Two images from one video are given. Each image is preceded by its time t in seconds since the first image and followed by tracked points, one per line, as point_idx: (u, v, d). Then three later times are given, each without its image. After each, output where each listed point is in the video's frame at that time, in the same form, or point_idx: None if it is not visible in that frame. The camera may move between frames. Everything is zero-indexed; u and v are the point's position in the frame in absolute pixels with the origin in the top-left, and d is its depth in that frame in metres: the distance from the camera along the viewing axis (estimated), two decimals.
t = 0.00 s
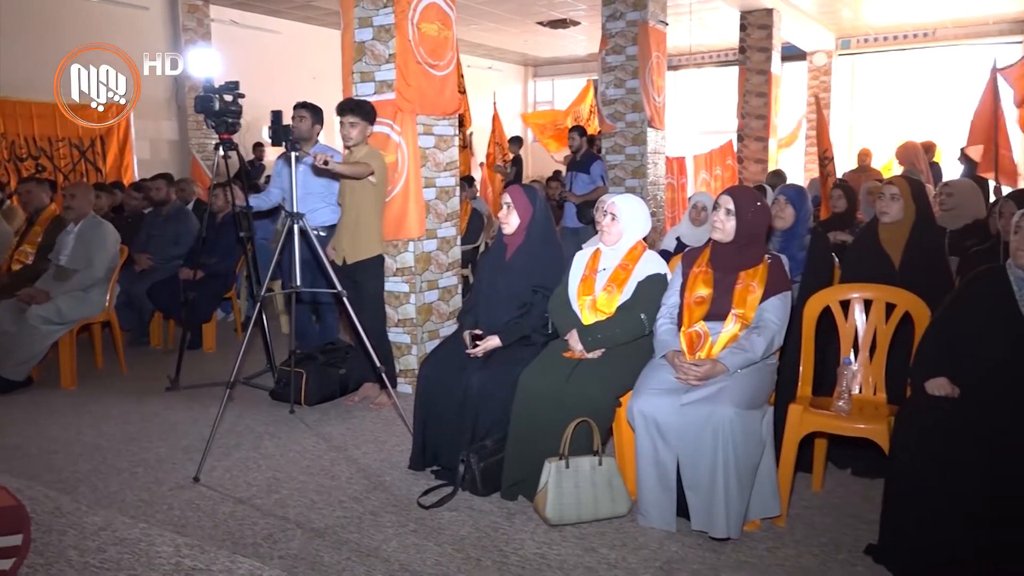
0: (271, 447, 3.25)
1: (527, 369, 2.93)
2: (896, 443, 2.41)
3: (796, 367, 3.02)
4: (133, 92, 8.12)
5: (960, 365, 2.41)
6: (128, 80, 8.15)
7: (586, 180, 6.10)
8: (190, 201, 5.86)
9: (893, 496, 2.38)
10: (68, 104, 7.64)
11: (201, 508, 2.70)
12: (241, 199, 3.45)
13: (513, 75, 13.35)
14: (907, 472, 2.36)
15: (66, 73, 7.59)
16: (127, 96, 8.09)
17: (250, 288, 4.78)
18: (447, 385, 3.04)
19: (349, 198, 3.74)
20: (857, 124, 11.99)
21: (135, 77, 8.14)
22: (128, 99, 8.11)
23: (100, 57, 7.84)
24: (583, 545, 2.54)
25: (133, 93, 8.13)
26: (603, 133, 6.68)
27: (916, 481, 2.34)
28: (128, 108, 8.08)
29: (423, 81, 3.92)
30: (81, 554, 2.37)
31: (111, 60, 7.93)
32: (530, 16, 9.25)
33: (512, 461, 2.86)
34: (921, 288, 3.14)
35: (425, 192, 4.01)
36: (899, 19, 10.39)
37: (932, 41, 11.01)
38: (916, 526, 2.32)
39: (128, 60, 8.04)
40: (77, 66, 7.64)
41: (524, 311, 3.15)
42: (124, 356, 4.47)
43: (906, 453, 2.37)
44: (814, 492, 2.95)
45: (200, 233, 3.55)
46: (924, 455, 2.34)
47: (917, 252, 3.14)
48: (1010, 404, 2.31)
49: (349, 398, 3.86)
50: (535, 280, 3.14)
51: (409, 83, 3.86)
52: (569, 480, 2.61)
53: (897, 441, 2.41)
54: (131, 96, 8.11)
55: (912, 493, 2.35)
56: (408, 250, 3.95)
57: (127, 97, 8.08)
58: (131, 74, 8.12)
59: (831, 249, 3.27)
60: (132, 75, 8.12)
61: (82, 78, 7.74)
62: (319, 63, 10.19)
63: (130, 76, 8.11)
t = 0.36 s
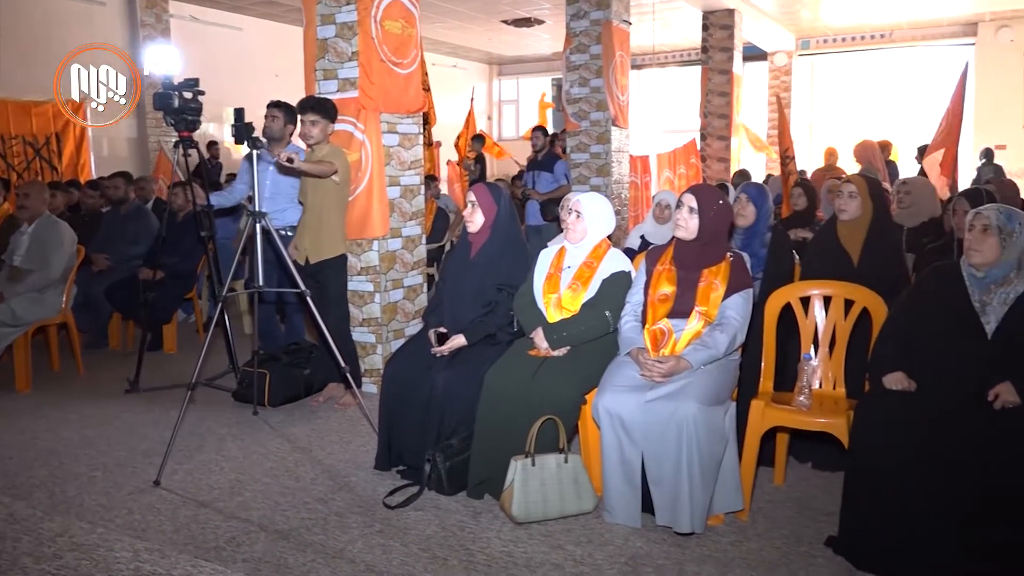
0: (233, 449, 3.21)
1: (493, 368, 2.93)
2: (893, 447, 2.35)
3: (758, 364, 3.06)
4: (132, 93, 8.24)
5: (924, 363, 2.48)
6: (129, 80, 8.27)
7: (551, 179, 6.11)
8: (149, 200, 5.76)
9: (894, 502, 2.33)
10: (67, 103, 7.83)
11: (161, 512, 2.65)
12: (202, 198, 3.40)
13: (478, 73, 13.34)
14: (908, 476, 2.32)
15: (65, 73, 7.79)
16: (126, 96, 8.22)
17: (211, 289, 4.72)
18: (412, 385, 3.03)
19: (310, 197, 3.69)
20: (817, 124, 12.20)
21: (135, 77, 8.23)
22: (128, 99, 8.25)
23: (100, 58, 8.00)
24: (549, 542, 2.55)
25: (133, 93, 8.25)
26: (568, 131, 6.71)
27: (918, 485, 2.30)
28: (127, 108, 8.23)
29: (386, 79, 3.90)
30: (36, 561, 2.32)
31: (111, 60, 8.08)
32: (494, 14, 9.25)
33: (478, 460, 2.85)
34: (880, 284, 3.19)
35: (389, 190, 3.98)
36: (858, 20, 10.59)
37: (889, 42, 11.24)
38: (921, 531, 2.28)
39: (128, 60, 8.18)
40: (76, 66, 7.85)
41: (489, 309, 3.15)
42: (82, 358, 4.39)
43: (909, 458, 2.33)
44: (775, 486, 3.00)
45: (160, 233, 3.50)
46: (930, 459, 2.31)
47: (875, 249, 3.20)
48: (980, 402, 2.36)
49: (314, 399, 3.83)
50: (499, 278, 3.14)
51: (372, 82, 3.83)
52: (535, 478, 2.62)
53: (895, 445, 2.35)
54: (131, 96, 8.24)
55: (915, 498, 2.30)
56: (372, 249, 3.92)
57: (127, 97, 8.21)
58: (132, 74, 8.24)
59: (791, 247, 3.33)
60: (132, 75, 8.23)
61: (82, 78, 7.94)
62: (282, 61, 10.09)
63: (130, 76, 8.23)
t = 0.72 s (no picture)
0: (194, 451, 3.16)
1: (457, 365, 2.93)
2: (890, 448, 2.35)
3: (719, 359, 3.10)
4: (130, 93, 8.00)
5: (885, 358, 2.52)
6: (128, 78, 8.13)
7: (514, 176, 6.11)
8: (105, 198, 5.64)
9: (893, 504, 2.32)
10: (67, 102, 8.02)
11: (119, 516, 2.60)
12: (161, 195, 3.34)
13: (442, 71, 13.29)
14: (908, 477, 2.31)
15: (65, 73, 7.94)
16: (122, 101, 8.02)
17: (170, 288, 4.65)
18: (375, 383, 3.02)
19: (274, 194, 3.63)
20: (777, 122, 12.37)
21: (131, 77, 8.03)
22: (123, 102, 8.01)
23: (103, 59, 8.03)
24: (514, 539, 2.55)
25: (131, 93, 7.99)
26: (532, 129, 6.73)
27: (917, 486, 2.30)
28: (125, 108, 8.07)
29: (348, 76, 3.87)
30: None
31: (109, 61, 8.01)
32: (457, 11, 9.22)
33: (442, 457, 2.85)
34: (838, 279, 3.25)
35: (352, 188, 3.95)
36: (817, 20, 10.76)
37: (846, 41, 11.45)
38: (922, 533, 2.28)
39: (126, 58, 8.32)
40: (76, 67, 7.92)
41: (452, 307, 3.14)
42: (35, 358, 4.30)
43: (909, 458, 2.32)
44: (737, 479, 3.04)
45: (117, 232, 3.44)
46: (930, 461, 2.30)
47: (833, 246, 3.26)
48: (932, 395, 2.41)
49: (276, 398, 3.78)
50: (462, 276, 3.13)
51: (334, 78, 3.80)
52: (500, 475, 2.62)
53: (893, 446, 2.35)
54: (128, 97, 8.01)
55: (915, 499, 2.29)
56: (335, 247, 3.90)
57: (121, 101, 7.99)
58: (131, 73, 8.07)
59: (751, 243, 3.37)
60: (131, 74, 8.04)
61: (83, 78, 8.04)
62: (242, 57, 9.96)
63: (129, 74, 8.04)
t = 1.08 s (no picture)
0: (154, 452, 3.11)
1: (422, 362, 2.92)
2: (895, 446, 2.35)
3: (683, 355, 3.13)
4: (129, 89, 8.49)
5: (842, 351, 2.55)
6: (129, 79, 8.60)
7: (480, 171, 6.09)
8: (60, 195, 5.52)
9: (892, 505, 2.32)
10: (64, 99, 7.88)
11: (77, 520, 2.55)
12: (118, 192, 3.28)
13: (406, 67, 13.22)
14: (904, 477, 2.33)
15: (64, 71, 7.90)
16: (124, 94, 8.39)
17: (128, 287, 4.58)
18: (340, 382, 2.99)
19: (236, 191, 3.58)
20: (739, 119, 12.53)
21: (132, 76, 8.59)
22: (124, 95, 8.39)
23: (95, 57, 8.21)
24: (481, 536, 2.56)
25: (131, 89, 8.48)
26: (497, 126, 6.72)
27: (913, 485, 2.32)
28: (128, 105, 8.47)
29: (311, 73, 3.83)
30: None
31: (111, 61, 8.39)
32: (421, 7, 9.17)
33: (408, 455, 2.84)
34: (798, 275, 3.30)
35: (315, 184, 3.91)
36: (778, 19, 10.91)
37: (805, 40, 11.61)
38: (919, 532, 2.30)
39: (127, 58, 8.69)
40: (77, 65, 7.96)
41: (417, 305, 3.13)
42: None
43: (903, 458, 2.34)
44: (701, 473, 3.08)
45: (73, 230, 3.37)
46: (924, 460, 2.33)
47: (794, 242, 3.31)
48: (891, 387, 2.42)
49: (239, 398, 3.74)
50: (427, 273, 3.12)
51: (296, 74, 3.76)
52: (465, 472, 2.62)
53: (895, 444, 2.35)
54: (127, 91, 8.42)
55: (916, 497, 2.31)
56: (298, 245, 3.86)
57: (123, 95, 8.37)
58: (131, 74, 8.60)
59: (713, 239, 3.41)
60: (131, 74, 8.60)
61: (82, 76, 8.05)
62: (201, 51, 9.79)
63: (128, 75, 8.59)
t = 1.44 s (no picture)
0: (112, 456, 3.05)
1: (387, 361, 2.91)
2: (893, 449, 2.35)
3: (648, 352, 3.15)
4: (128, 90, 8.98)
5: (804, 348, 2.58)
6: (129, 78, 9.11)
7: (445, 170, 6.07)
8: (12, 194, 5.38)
9: (883, 505, 2.35)
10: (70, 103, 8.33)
11: (32, 526, 2.50)
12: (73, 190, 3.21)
13: (369, 65, 13.13)
14: (897, 477, 2.35)
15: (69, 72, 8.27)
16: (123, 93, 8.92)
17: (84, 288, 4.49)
18: (304, 382, 2.97)
19: (197, 193, 3.54)
20: (702, 118, 12.66)
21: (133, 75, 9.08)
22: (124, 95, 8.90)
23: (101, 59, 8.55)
24: (446, 535, 2.55)
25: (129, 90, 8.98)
26: (461, 124, 6.71)
27: (907, 485, 2.35)
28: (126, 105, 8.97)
29: (271, 69, 3.78)
30: None
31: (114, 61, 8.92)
32: (384, 4, 9.11)
33: (373, 454, 2.82)
34: (758, 271, 3.34)
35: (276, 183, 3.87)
36: (739, 19, 11.04)
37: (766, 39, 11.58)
38: (909, 531, 2.34)
39: (127, 59, 9.08)
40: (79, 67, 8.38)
41: (380, 305, 3.11)
42: None
43: (897, 458, 2.35)
44: (665, 468, 3.11)
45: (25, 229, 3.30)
46: (916, 461, 2.36)
47: (754, 240, 3.36)
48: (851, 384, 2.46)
49: (200, 400, 3.68)
50: (391, 272, 3.10)
51: (256, 70, 3.71)
52: (431, 472, 2.61)
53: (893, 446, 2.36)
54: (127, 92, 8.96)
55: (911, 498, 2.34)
56: (260, 244, 3.81)
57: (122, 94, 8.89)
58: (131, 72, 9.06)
59: (676, 237, 3.45)
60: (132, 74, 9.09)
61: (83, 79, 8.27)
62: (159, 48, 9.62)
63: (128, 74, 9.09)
